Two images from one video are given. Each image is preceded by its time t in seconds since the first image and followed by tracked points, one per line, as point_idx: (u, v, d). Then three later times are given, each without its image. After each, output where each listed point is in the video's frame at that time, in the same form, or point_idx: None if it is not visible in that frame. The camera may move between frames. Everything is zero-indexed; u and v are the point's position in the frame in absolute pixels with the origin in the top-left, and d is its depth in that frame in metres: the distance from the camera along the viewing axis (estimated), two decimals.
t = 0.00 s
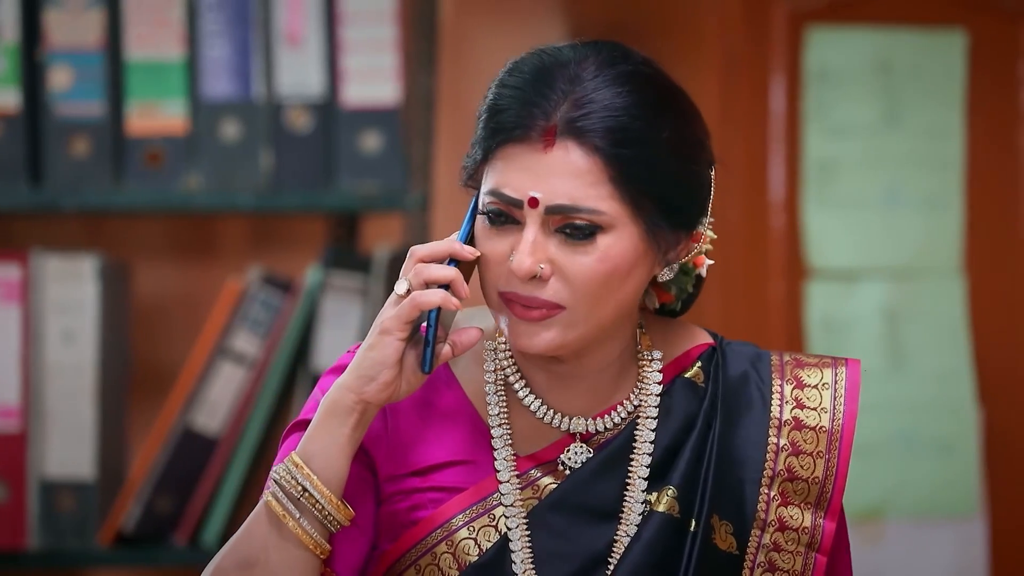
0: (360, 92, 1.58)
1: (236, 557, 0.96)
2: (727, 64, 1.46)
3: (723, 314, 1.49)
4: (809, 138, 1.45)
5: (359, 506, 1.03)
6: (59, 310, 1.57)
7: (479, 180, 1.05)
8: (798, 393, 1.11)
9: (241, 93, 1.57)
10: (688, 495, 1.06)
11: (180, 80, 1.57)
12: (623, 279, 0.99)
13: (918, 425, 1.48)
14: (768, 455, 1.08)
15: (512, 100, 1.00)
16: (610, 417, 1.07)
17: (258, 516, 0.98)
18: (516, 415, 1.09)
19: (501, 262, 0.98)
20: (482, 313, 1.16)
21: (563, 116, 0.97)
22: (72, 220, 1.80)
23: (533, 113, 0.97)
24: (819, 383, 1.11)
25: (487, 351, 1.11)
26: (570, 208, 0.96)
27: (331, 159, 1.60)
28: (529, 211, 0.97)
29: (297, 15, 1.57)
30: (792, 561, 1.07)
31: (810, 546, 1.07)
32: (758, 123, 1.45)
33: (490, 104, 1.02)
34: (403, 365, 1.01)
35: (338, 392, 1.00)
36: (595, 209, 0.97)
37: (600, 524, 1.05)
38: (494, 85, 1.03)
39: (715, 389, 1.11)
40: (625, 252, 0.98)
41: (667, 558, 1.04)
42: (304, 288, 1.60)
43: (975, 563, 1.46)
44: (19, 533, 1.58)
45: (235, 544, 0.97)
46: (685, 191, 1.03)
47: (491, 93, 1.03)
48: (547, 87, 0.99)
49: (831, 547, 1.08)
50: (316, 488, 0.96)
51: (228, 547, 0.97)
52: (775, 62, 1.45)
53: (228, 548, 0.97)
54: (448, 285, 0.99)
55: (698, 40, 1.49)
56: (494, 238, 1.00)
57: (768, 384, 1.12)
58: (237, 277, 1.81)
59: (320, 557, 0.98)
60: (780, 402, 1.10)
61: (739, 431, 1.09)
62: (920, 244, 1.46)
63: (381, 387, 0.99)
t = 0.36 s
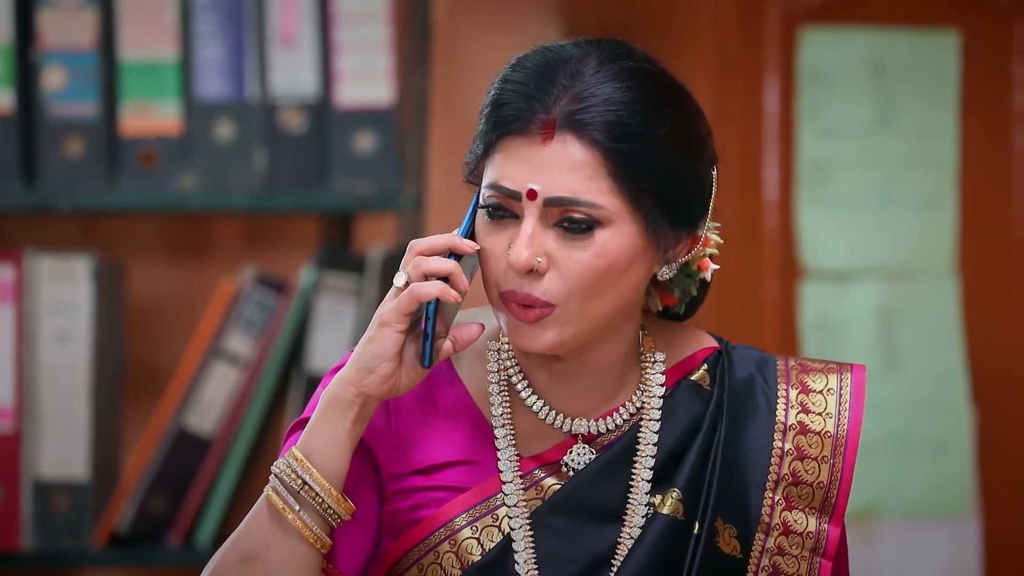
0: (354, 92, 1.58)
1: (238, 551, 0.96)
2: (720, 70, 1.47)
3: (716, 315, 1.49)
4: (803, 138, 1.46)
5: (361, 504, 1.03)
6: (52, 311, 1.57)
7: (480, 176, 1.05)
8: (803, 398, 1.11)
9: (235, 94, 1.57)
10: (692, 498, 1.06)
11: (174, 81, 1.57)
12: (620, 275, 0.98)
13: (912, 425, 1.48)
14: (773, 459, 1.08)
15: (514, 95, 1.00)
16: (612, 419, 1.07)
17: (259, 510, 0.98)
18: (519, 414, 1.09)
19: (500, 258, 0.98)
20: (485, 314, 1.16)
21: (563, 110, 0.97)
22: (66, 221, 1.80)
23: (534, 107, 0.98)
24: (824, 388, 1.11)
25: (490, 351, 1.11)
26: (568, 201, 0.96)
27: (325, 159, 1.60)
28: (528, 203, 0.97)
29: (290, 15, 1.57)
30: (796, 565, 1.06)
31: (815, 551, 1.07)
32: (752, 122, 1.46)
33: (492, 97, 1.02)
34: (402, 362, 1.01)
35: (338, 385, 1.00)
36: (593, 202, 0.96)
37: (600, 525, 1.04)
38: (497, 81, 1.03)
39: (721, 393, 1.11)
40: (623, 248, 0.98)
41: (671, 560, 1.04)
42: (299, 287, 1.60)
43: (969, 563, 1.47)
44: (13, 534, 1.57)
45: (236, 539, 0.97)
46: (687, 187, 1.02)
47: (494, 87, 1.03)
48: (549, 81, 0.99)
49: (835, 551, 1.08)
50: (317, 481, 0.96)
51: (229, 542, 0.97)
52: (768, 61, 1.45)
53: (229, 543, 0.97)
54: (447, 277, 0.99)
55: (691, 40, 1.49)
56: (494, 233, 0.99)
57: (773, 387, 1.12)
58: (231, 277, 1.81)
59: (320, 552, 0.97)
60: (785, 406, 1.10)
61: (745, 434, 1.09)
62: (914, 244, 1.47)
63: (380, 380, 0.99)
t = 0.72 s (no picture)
0: (350, 92, 1.58)
1: (236, 551, 0.96)
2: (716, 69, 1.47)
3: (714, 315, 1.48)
4: (799, 138, 1.46)
5: (359, 503, 1.03)
6: (48, 311, 1.57)
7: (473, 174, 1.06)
8: (799, 397, 1.11)
9: (231, 95, 1.57)
10: (690, 498, 1.06)
11: (169, 81, 1.57)
12: (616, 269, 0.99)
13: (908, 425, 1.48)
14: (769, 458, 1.08)
15: (506, 89, 1.00)
16: (609, 415, 1.07)
17: (258, 511, 0.98)
18: (515, 412, 1.09)
19: (496, 250, 0.98)
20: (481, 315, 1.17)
21: (556, 102, 0.97)
22: (63, 222, 1.80)
23: (526, 100, 0.98)
24: (820, 387, 1.11)
25: (485, 350, 1.11)
26: (563, 189, 0.96)
27: (322, 158, 1.60)
28: (523, 194, 0.97)
29: (286, 15, 1.57)
30: (794, 564, 1.06)
31: (812, 549, 1.07)
32: (748, 125, 1.47)
33: (485, 93, 1.02)
34: (400, 357, 1.02)
35: (337, 383, 1.00)
36: (589, 191, 0.97)
37: (598, 525, 1.04)
38: (489, 77, 1.03)
39: (717, 392, 1.11)
40: (620, 237, 0.98)
41: (669, 560, 1.04)
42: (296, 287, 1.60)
43: (964, 563, 1.47)
44: (9, 535, 1.57)
45: (234, 539, 0.96)
46: (678, 178, 1.02)
47: (486, 83, 1.03)
48: (540, 75, 0.99)
49: (833, 550, 1.08)
50: (316, 479, 0.96)
51: (227, 542, 0.97)
52: (765, 61, 1.46)
53: (227, 543, 0.96)
54: (443, 275, 0.99)
55: (686, 44, 1.49)
56: (489, 227, 1.00)
57: (769, 387, 1.12)
58: (227, 277, 1.81)
59: (319, 551, 0.97)
60: (781, 406, 1.10)
61: (741, 434, 1.09)
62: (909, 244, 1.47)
63: (378, 378, 1.00)
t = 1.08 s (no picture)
0: (347, 93, 1.58)
1: (227, 549, 0.96)
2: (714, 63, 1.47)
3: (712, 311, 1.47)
4: (795, 142, 1.46)
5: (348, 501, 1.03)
6: (46, 311, 1.57)
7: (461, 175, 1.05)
8: (786, 396, 1.10)
9: (228, 95, 1.57)
10: (678, 496, 1.06)
11: (167, 81, 1.56)
12: (605, 265, 0.99)
13: (904, 425, 1.48)
14: (756, 457, 1.08)
15: (494, 89, 1.00)
16: (597, 414, 1.08)
17: (248, 509, 0.98)
18: (504, 410, 1.09)
19: (485, 250, 0.99)
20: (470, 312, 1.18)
21: (544, 101, 0.97)
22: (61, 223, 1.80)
23: (514, 99, 0.98)
24: (807, 387, 1.11)
25: (474, 349, 1.11)
26: (551, 189, 0.96)
27: (319, 159, 1.59)
28: (511, 193, 0.97)
29: (283, 17, 1.56)
30: (780, 563, 1.06)
31: (798, 548, 1.06)
32: (745, 119, 1.47)
33: (473, 92, 1.02)
34: (390, 356, 1.02)
35: (326, 382, 1.00)
36: (576, 190, 0.97)
37: (587, 522, 1.05)
38: (476, 77, 1.03)
39: (705, 390, 1.11)
40: (607, 236, 0.98)
41: (658, 558, 1.04)
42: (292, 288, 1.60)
43: (963, 564, 1.47)
44: (6, 535, 1.57)
45: (225, 537, 0.96)
46: (665, 177, 1.02)
47: (474, 83, 1.03)
48: (528, 75, 0.99)
49: (819, 550, 1.07)
50: (306, 478, 0.96)
51: (219, 540, 0.97)
52: (762, 63, 1.46)
53: (219, 541, 0.97)
54: (432, 274, 1.00)
55: (683, 43, 1.49)
56: (477, 227, 1.00)
57: (757, 386, 1.12)
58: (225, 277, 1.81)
59: (310, 550, 0.97)
60: (768, 405, 1.10)
61: (729, 433, 1.09)
62: (905, 243, 1.47)
63: (367, 377, 1.00)
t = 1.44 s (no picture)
0: (347, 93, 1.58)
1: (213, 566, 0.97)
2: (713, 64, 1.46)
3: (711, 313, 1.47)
4: (795, 142, 1.46)
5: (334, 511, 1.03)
6: (45, 311, 1.57)
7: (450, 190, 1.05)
8: (774, 399, 1.11)
9: (227, 96, 1.57)
10: (666, 501, 1.06)
11: (167, 81, 1.56)
12: (595, 285, 0.99)
13: (902, 425, 1.48)
14: (745, 461, 1.08)
15: (483, 107, 1.00)
16: (583, 423, 1.07)
17: (233, 527, 0.99)
18: (491, 418, 1.09)
19: (474, 269, 0.99)
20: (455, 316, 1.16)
21: (534, 123, 0.97)
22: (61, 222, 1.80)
23: (504, 119, 0.98)
24: (795, 388, 1.11)
25: (461, 354, 1.11)
26: (540, 212, 0.96)
27: (318, 159, 1.60)
28: (501, 216, 0.97)
29: (283, 17, 1.57)
30: (769, 566, 1.07)
31: (787, 551, 1.07)
32: (745, 118, 1.46)
33: (462, 108, 1.02)
34: (374, 376, 1.00)
35: (307, 401, 0.99)
36: (566, 213, 0.97)
37: (576, 528, 1.05)
38: (465, 91, 1.03)
39: (692, 394, 1.11)
40: (597, 256, 0.98)
41: (647, 564, 1.04)
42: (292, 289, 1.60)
43: (963, 564, 1.47)
44: (5, 535, 1.57)
45: (212, 554, 0.98)
46: (657, 195, 1.03)
47: (463, 98, 1.03)
48: (518, 93, 0.99)
49: (807, 552, 1.08)
50: (290, 495, 0.96)
51: (205, 556, 0.98)
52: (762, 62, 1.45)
53: (205, 559, 0.98)
54: (417, 294, 0.99)
55: (683, 43, 1.48)
56: (466, 244, 1.00)
57: (744, 389, 1.12)
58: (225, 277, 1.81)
59: (296, 565, 0.98)
60: (756, 408, 1.10)
61: (717, 438, 1.09)
62: (903, 244, 1.47)
63: (350, 397, 0.99)
